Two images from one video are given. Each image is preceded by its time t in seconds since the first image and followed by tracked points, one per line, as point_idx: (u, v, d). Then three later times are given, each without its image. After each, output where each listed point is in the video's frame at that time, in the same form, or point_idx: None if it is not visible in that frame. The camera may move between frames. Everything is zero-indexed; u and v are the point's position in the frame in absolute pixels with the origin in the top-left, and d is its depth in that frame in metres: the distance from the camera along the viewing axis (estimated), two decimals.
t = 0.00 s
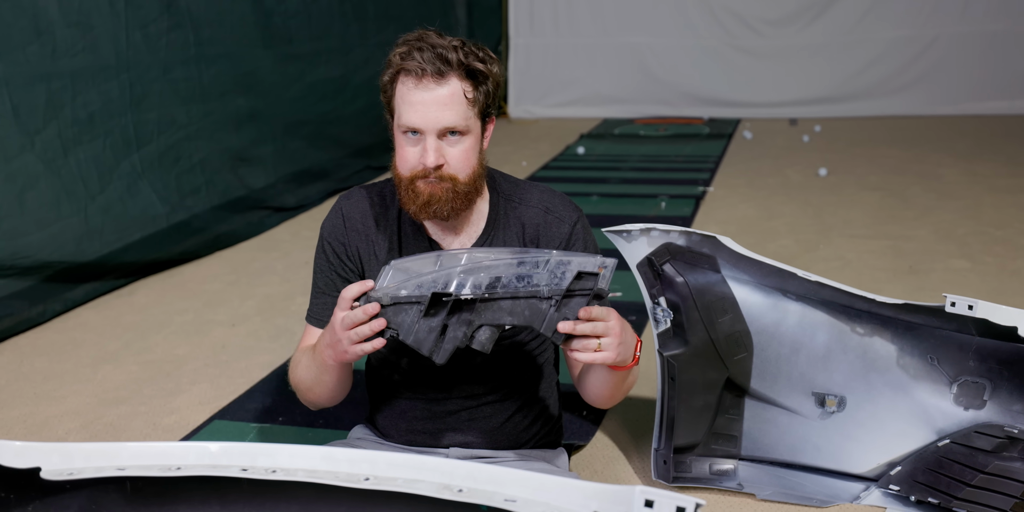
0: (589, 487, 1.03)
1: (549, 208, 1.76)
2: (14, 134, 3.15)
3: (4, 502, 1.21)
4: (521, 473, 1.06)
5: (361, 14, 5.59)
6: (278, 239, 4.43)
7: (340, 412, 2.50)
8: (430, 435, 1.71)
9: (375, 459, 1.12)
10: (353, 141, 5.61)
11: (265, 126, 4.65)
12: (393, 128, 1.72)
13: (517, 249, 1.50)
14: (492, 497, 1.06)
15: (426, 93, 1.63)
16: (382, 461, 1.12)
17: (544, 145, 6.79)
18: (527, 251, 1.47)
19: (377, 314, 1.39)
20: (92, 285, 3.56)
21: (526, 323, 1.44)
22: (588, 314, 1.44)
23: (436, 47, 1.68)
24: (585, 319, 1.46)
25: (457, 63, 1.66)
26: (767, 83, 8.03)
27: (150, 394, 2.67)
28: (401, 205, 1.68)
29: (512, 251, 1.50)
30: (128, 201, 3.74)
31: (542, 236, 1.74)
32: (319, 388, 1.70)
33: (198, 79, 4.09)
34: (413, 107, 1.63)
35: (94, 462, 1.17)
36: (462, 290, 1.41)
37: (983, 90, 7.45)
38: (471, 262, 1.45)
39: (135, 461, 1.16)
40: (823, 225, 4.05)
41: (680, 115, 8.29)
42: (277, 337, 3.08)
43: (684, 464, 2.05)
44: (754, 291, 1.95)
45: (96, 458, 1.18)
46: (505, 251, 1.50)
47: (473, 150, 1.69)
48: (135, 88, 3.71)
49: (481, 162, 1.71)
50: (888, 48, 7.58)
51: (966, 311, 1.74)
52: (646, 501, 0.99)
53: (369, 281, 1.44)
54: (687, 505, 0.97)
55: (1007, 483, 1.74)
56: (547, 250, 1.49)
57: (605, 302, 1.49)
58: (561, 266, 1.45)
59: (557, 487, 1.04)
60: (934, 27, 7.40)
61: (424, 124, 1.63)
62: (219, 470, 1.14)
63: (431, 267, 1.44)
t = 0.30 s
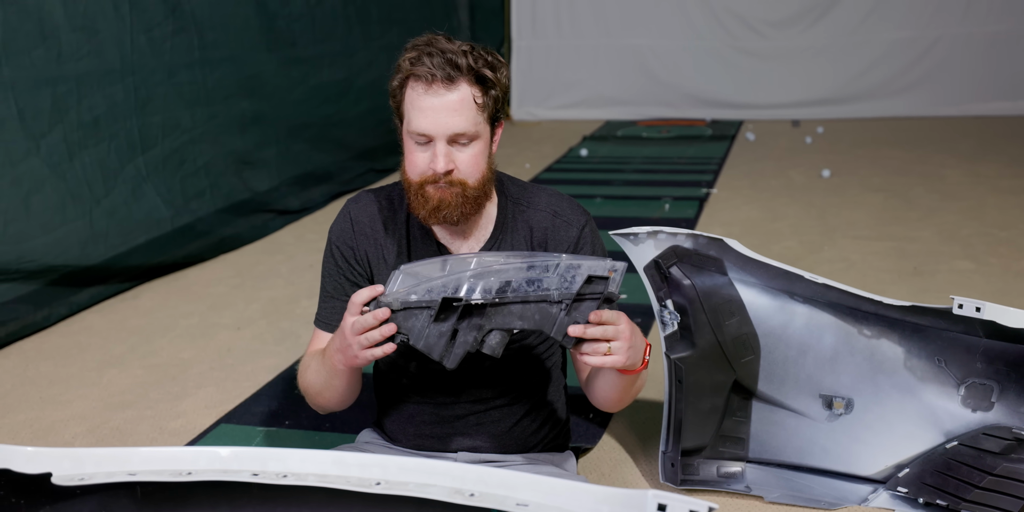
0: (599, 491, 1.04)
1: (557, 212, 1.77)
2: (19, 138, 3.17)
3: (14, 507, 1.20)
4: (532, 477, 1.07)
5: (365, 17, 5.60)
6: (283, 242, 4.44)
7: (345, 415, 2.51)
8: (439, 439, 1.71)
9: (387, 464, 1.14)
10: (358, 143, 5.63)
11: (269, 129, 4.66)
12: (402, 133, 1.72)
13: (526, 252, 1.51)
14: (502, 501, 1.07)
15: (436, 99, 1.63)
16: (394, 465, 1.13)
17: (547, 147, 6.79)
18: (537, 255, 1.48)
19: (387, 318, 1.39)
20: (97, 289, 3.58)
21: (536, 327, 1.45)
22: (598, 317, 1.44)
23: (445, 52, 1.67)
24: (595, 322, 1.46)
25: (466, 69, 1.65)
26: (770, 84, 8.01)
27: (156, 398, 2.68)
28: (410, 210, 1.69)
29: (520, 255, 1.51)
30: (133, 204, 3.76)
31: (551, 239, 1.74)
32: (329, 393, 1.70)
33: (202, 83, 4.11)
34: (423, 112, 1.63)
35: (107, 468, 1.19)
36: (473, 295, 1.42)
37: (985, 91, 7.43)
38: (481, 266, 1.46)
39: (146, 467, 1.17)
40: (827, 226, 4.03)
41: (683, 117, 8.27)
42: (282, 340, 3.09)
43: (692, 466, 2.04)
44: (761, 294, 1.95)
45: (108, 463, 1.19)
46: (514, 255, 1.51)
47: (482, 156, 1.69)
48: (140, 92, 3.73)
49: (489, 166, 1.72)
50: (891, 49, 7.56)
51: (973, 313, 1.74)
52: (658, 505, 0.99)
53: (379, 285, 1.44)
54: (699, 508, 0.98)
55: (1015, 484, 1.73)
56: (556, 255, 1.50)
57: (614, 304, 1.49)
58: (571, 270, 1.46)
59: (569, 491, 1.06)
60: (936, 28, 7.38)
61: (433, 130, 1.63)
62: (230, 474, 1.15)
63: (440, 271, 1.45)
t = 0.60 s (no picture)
0: (610, 490, 1.04)
1: (563, 213, 1.78)
2: (18, 143, 3.18)
3: None
4: (543, 477, 1.07)
5: (363, 20, 5.61)
6: (283, 245, 4.45)
7: (349, 418, 2.51)
8: (445, 440, 1.72)
9: (396, 465, 1.14)
10: (357, 146, 5.63)
11: (268, 132, 4.67)
12: (421, 128, 1.71)
13: (533, 266, 1.48)
14: (513, 501, 1.08)
15: (462, 90, 1.64)
16: (403, 466, 1.13)
17: (547, 149, 6.79)
18: (543, 269, 1.45)
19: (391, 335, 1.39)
20: (97, 293, 3.58)
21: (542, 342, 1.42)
22: (603, 332, 1.45)
23: (467, 45, 1.69)
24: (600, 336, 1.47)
25: (489, 61, 1.67)
26: (769, 85, 8.00)
27: (158, 402, 2.68)
28: (434, 206, 1.67)
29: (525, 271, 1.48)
30: (133, 208, 3.77)
31: (558, 240, 1.75)
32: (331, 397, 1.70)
33: (201, 87, 4.11)
34: (450, 104, 1.64)
35: (113, 471, 1.17)
36: (478, 313, 1.37)
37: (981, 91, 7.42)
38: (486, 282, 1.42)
39: (155, 469, 1.17)
40: (826, 226, 4.04)
41: (681, 118, 8.26)
42: (284, 344, 3.09)
43: (696, 465, 2.05)
44: (764, 293, 1.95)
45: (113, 467, 1.18)
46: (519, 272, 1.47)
47: (505, 148, 1.70)
48: (139, 96, 3.74)
49: (510, 160, 1.73)
50: (888, 49, 7.56)
51: (975, 310, 1.74)
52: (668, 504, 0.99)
53: (384, 301, 1.43)
54: (710, 506, 0.98)
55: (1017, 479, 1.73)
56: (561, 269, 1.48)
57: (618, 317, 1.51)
58: (577, 283, 1.44)
59: (579, 491, 1.06)
60: (932, 27, 7.38)
61: (462, 121, 1.63)
62: (239, 477, 1.15)
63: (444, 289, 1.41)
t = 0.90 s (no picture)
0: (609, 489, 1.06)
1: (564, 213, 1.78)
2: (5, 145, 3.16)
3: None
4: (541, 477, 1.09)
5: (352, 22, 5.59)
6: (273, 248, 4.43)
7: (341, 420, 2.51)
8: (440, 439, 1.72)
9: (394, 465, 1.15)
10: (346, 148, 5.62)
11: (257, 134, 4.65)
12: (444, 120, 1.70)
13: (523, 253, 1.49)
14: (512, 499, 1.09)
15: (494, 81, 1.65)
16: (401, 467, 1.14)
17: (536, 151, 6.79)
18: (532, 256, 1.46)
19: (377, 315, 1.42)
20: (84, 296, 3.55)
21: (528, 329, 1.43)
22: (590, 319, 1.44)
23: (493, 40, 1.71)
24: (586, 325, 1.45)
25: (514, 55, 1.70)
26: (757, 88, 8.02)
27: (148, 406, 2.67)
28: (459, 197, 1.65)
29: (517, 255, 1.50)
30: (120, 210, 3.75)
31: (557, 239, 1.75)
32: (319, 388, 1.70)
33: (189, 88, 4.10)
34: (484, 94, 1.64)
35: (108, 474, 1.17)
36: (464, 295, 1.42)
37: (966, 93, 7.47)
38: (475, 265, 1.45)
39: (149, 472, 1.16)
40: (814, 228, 4.05)
41: (670, 120, 8.27)
42: (274, 346, 3.08)
43: (689, 465, 2.04)
44: (756, 293, 1.96)
45: (108, 469, 1.17)
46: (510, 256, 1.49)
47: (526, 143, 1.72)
48: (127, 97, 3.72)
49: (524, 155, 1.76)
50: (875, 51, 7.60)
51: (963, 309, 1.75)
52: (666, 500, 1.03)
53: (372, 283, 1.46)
54: (706, 503, 1.02)
55: (1004, 476, 1.76)
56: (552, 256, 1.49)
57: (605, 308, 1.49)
58: (565, 271, 1.44)
59: (578, 489, 1.08)
60: (918, 30, 7.43)
61: (496, 110, 1.64)
62: (235, 479, 1.15)
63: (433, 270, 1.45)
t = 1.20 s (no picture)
0: (598, 483, 1.03)
1: (554, 215, 1.78)
2: None
3: None
4: (530, 472, 1.06)
5: (331, 22, 5.57)
6: (254, 248, 4.40)
7: (325, 420, 2.50)
8: (426, 438, 1.72)
9: (383, 464, 1.11)
10: (327, 148, 5.60)
11: (236, 135, 4.62)
12: (431, 121, 1.70)
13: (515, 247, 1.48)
14: (501, 497, 1.05)
15: (482, 85, 1.64)
16: (390, 465, 1.10)
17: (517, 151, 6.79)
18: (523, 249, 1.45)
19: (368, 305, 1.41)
20: (62, 299, 3.51)
21: (519, 320, 1.43)
22: (579, 312, 1.42)
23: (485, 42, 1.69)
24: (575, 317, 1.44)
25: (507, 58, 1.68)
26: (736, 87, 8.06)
27: (130, 408, 2.64)
28: (443, 198, 1.65)
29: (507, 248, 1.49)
30: (99, 212, 3.71)
31: (547, 240, 1.75)
32: (309, 384, 1.70)
33: (167, 88, 4.06)
34: (470, 98, 1.63)
35: (95, 474, 1.12)
36: (455, 286, 1.41)
37: (941, 93, 7.56)
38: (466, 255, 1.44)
39: (137, 472, 1.10)
40: (794, 226, 4.08)
41: (650, 119, 8.29)
42: (256, 347, 3.06)
43: (673, 461, 2.06)
44: (739, 290, 1.97)
45: (94, 471, 1.12)
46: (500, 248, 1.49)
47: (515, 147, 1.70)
48: (104, 97, 3.68)
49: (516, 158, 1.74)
50: (852, 51, 7.67)
51: (944, 305, 1.76)
52: (656, 495, 1.02)
53: (364, 273, 1.45)
54: (696, 498, 0.99)
55: (984, 468, 1.79)
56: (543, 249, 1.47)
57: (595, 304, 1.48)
58: (555, 265, 1.42)
59: (570, 485, 1.04)
60: (894, 30, 7.51)
61: (481, 114, 1.63)
62: (223, 478, 1.10)
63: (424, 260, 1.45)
